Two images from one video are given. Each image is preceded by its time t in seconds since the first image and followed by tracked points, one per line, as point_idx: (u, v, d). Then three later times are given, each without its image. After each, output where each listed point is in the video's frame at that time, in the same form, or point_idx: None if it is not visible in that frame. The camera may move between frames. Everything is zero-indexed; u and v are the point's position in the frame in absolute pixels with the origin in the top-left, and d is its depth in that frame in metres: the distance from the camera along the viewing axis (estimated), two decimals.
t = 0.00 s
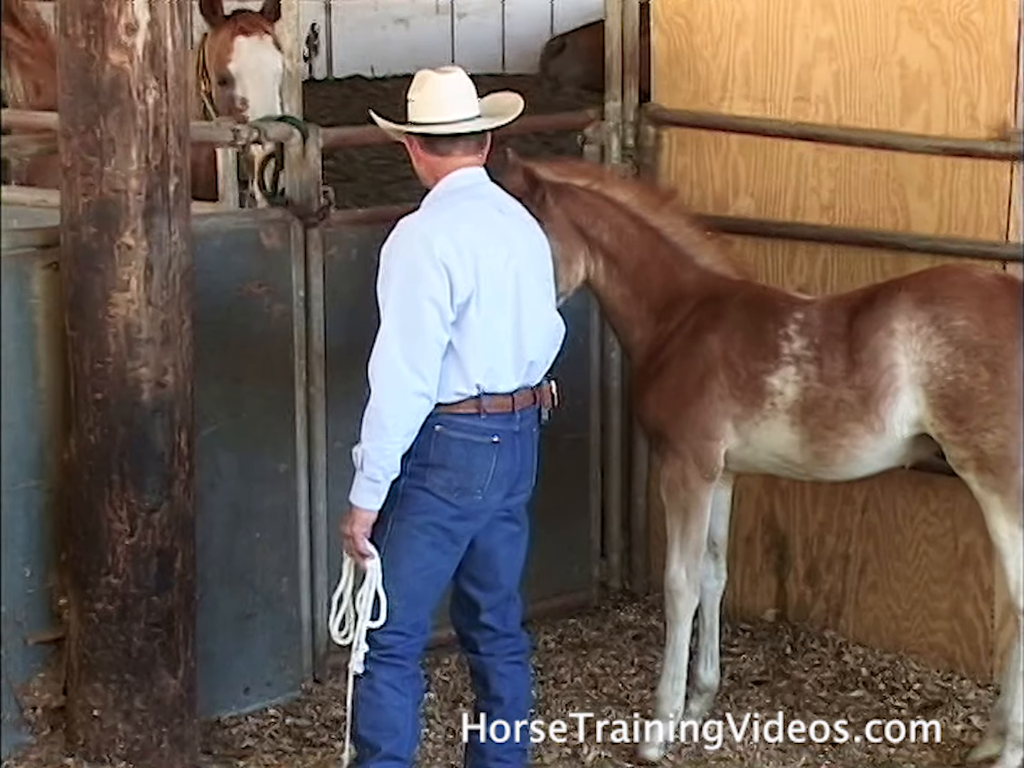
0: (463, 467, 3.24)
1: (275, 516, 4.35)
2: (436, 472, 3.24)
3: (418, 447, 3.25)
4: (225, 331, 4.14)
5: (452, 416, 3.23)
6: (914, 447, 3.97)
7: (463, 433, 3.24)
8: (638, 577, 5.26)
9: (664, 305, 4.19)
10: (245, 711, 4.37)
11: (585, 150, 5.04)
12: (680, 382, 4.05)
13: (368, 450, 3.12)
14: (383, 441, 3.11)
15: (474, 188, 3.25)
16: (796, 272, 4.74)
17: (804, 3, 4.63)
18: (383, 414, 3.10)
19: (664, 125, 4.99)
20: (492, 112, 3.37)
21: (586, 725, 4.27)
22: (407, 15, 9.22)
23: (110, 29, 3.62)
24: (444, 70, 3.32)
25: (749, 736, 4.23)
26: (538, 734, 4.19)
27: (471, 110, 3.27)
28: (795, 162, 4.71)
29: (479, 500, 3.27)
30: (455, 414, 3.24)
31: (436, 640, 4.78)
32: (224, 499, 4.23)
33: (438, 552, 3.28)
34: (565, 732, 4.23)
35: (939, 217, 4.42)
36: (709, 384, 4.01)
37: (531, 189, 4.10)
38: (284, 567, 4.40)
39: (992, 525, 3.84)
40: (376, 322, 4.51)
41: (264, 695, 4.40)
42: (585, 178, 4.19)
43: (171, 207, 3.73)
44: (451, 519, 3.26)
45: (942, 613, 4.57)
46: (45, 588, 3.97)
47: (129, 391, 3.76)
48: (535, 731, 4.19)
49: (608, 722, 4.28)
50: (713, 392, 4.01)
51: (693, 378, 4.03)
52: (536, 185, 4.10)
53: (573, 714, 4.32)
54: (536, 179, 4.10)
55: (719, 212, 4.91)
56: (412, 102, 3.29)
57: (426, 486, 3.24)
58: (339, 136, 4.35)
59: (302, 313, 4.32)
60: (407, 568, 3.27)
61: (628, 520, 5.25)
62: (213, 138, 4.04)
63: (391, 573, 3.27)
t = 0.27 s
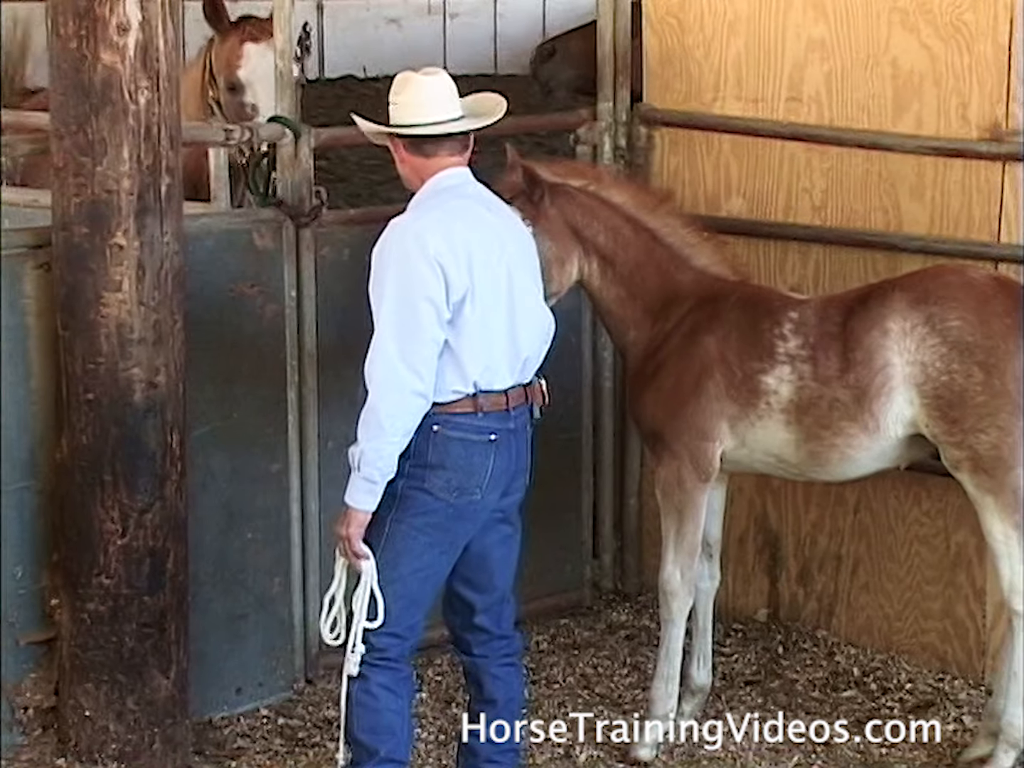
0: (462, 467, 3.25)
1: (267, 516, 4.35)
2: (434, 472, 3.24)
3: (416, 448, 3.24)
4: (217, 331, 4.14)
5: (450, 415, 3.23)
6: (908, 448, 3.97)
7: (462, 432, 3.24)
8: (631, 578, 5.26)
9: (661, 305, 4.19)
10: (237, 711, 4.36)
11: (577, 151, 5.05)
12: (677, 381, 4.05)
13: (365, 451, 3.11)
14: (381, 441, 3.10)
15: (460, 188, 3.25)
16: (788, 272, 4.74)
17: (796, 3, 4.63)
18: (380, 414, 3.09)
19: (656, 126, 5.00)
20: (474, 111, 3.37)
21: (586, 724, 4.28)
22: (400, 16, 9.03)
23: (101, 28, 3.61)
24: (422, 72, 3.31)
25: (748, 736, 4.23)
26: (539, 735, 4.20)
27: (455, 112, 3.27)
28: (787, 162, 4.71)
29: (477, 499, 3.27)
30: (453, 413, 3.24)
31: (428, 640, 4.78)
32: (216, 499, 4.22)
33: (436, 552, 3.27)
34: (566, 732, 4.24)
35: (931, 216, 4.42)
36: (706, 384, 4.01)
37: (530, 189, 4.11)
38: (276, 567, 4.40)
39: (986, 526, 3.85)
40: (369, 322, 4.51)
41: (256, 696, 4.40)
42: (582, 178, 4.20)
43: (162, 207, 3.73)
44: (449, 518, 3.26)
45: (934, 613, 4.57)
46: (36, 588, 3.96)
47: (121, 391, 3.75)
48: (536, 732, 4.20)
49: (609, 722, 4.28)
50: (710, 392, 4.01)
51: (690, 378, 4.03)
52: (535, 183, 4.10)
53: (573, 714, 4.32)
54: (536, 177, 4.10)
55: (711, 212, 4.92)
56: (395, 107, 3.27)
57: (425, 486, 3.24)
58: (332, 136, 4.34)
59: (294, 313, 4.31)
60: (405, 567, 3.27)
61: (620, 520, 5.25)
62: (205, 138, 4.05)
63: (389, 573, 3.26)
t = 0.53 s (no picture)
0: (455, 471, 3.25)
1: (265, 517, 4.35)
2: (428, 477, 3.24)
3: (408, 453, 3.24)
4: (215, 331, 4.14)
5: (440, 420, 3.24)
6: (907, 448, 3.97)
7: (453, 436, 3.25)
8: (629, 577, 5.26)
9: (661, 306, 4.19)
10: (235, 711, 4.37)
11: (575, 151, 5.03)
12: (678, 381, 4.05)
13: (359, 457, 3.10)
14: (374, 446, 3.09)
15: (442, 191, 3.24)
16: (787, 272, 4.74)
17: (793, 4, 4.63)
18: (373, 419, 3.08)
19: (654, 126, 5.01)
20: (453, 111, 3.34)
21: (586, 724, 4.28)
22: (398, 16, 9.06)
23: (99, 29, 3.61)
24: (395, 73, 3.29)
25: (748, 736, 4.23)
26: (539, 735, 4.20)
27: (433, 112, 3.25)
28: (785, 163, 4.71)
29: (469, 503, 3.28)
30: (443, 418, 3.24)
31: (427, 640, 4.78)
32: (214, 499, 4.22)
33: (429, 556, 3.27)
34: (566, 732, 4.24)
35: (929, 216, 4.42)
36: (707, 384, 4.01)
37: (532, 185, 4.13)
38: (275, 567, 4.39)
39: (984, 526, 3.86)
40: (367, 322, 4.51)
41: (254, 696, 4.40)
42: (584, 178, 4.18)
43: (160, 207, 3.74)
44: (442, 523, 3.26)
45: (932, 613, 4.57)
46: (35, 588, 3.96)
47: (119, 391, 3.75)
48: (536, 731, 4.20)
49: (609, 722, 4.28)
50: (710, 392, 4.00)
51: (690, 377, 4.03)
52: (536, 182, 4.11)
53: (574, 714, 4.33)
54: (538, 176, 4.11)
55: (710, 212, 4.92)
56: (372, 109, 3.24)
57: (418, 491, 3.24)
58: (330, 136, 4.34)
59: (292, 313, 4.31)
60: (398, 573, 3.26)
61: (618, 520, 5.25)
62: (202, 138, 4.04)
63: (384, 580, 3.25)
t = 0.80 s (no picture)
0: (433, 487, 3.20)
1: (267, 516, 4.34)
2: (407, 494, 3.18)
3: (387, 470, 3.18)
4: (217, 331, 4.14)
5: (420, 436, 3.18)
6: (908, 448, 3.97)
7: (432, 451, 3.20)
8: (631, 578, 5.26)
9: (662, 306, 4.19)
10: (237, 711, 4.37)
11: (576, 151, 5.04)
12: (678, 381, 4.04)
13: (354, 480, 3.02)
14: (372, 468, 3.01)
15: (414, 202, 3.17)
16: (789, 272, 4.74)
17: (795, 3, 4.63)
18: (371, 442, 3.00)
19: (656, 126, 5.00)
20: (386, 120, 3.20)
21: (586, 724, 4.28)
22: (400, 16, 9.08)
23: (100, 28, 3.61)
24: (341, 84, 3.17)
25: (748, 736, 4.23)
26: (538, 735, 4.20)
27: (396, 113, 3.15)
28: (787, 163, 4.71)
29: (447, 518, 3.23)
30: (422, 435, 3.19)
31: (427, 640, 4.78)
32: (215, 499, 4.22)
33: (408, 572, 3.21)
34: (566, 732, 4.24)
35: (931, 216, 4.42)
36: (706, 383, 4.00)
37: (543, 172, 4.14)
38: (276, 567, 4.39)
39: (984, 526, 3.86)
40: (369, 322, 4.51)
41: (256, 696, 4.41)
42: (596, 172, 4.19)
43: (162, 207, 3.74)
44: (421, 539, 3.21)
45: (933, 613, 4.57)
46: (36, 588, 3.95)
47: (121, 390, 3.76)
48: (536, 731, 4.21)
49: (609, 722, 4.28)
50: (711, 392, 4.00)
51: (691, 377, 4.02)
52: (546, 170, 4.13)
53: (574, 714, 4.33)
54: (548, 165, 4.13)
55: (711, 212, 4.92)
56: (337, 112, 3.09)
57: (398, 508, 3.18)
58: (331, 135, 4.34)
59: (294, 313, 4.31)
60: (377, 591, 3.19)
61: (620, 519, 5.25)
62: (205, 138, 4.06)
63: (364, 599, 3.18)
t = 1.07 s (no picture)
0: (454, 494, 3.16)
1: (286, 516, 4.35)
2: (432, 504, 3.13)
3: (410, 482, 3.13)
4: (237, 331, 4.15)
5: (444, 445, 3.14)
6: (922, 449, 3.96)
7: (452, 459, 3.16)
8: (650, 578, 5.24)
9: (677, 308, 4.20)
10: (256, 710, 4.37)
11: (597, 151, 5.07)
12: (694, 381, 4.03)
13: (386, 489, 2.91)
14: (403, 477, 2.92)
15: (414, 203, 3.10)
16: (808, 273, 4.74)
17: (816, 3, 4.62)
18: (402, 450, 2.90)
19: (676, 126, 4.99)
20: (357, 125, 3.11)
21: (586, 723, 4.28)
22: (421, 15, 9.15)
23: (122, 29, 3.62)
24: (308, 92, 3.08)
25: (750, 737, 4.23)
26: (537, 735, 4.20)
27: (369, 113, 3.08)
28: (806, 164, 4.71)
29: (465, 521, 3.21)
30: (447, 444, 3.15)
31: (448, 640, 4.77)
32: (234, 499, 4.23)
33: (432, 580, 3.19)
34: (566, 732, 4.23)
35: (951, 216, 4.42)
36: (722, 384, 4.00)
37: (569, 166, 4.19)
38: (296, 566, 4.40)
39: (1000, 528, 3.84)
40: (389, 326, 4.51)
41: (276, 695, 4.41)
42: (623, 169, 4.22)
43: (182, 206, 3.74)
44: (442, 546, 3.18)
45: (953, 614, 4.56)
46: (56, 587, 3.96)
47: (141, 389, 3.76)
48: (535, 732, 4.20)
49: (609, 722, 4.28)
50: (727, 392, 4.00)
51: (707, 377, 4.02)
52: (573, 162, 4.19)
53: (573, 714, 4.32)
54: (573, 158, 4.19)
55: (731, 213, 4.91)
56: (326, 117, 3.00)
57: (423, 520, 3.13)
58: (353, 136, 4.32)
59: (314, 312, 4.30)
60: (407, 604, 3.15)
61: (639, 520, 5.23)
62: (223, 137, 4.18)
63: (392, 615, 3.13)
